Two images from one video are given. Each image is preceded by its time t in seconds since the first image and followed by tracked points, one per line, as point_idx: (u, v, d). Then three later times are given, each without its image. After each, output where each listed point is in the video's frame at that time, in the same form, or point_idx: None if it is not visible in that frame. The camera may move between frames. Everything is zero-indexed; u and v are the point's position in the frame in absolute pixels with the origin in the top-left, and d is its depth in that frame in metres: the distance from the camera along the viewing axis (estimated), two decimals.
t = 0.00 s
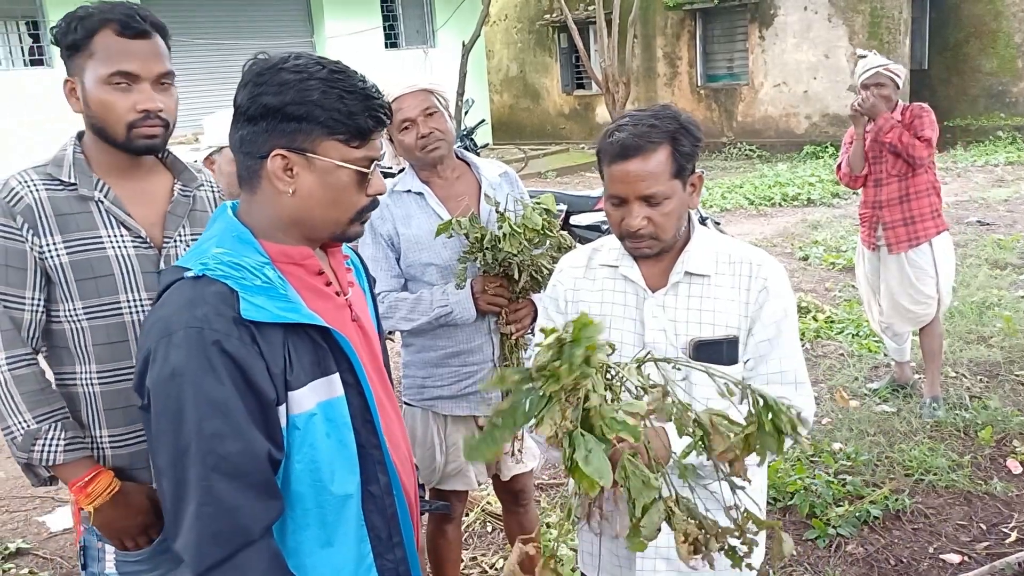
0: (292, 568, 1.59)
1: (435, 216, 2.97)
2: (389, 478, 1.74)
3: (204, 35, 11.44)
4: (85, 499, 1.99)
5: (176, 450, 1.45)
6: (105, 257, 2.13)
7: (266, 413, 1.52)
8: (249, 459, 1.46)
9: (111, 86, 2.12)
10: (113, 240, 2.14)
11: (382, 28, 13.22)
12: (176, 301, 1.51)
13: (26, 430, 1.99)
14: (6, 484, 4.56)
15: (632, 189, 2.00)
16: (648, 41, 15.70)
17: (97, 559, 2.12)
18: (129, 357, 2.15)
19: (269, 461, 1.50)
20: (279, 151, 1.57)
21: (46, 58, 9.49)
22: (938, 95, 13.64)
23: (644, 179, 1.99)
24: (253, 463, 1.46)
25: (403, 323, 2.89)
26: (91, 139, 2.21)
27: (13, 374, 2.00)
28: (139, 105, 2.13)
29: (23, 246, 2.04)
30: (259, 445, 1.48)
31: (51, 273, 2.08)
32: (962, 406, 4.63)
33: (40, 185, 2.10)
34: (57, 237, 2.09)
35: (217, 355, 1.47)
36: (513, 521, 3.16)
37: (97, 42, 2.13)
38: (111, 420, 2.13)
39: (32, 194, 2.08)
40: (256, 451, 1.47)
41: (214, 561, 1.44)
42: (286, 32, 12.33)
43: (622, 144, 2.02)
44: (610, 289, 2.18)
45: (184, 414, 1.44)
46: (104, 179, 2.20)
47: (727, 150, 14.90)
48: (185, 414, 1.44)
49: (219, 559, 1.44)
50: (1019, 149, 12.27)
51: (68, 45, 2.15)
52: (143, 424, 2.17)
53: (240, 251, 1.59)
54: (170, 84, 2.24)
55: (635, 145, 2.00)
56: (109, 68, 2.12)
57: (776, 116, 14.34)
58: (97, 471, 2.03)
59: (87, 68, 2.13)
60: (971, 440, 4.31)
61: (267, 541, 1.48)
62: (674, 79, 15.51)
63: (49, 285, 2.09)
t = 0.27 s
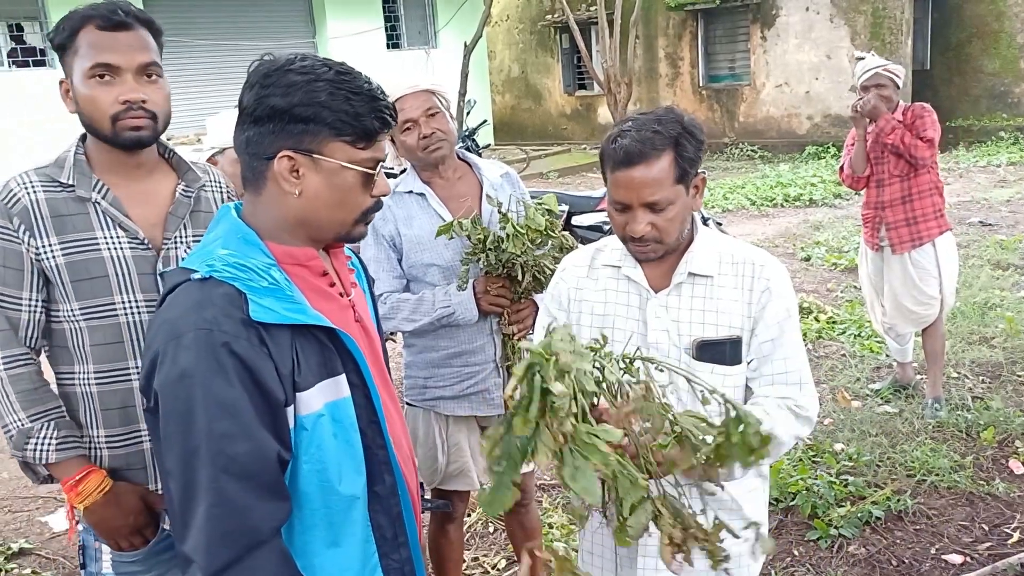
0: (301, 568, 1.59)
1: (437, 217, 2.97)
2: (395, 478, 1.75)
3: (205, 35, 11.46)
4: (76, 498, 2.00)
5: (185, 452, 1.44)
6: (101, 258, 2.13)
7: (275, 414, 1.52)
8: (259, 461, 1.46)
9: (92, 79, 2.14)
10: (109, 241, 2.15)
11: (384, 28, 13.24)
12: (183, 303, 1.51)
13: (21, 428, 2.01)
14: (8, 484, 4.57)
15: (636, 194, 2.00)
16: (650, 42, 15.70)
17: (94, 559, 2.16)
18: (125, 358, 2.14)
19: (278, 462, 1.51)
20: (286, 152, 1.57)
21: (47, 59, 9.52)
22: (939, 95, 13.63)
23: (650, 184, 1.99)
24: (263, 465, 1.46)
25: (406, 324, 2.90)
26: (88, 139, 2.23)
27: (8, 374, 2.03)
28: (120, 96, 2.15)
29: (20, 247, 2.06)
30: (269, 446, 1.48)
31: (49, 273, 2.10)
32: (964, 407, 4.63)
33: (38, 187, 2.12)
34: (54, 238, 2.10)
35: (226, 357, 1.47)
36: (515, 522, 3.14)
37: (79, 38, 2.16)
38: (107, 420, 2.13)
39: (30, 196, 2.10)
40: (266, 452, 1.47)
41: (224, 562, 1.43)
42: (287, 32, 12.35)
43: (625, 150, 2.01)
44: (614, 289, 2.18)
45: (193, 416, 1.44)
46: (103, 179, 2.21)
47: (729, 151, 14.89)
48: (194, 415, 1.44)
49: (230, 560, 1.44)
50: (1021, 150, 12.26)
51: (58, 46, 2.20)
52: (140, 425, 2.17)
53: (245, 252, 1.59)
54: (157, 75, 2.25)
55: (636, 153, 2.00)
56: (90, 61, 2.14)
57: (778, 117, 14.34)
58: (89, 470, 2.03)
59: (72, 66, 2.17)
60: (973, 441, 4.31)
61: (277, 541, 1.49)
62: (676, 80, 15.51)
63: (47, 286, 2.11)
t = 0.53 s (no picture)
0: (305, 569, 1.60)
1: (438, 217, 2.98)
2: (397, 478, 1.75)
3: (207, 36, 11.47)
4: (77, 497, 2.02)
5: (190, 453, 1.44)
6: (102, 259, 2.14)
7: (279, 415, 1.53)
8: (264, 462, 1.46)
9: (90, 78, 2.16)
10: (110, 242, 2.15)
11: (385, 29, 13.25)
12: (187, 305, 1.51)
13: (22, 428, 2.03)
14: (10, 484, 4.57)
15: (638, 206, 2.00)
16: (652, 42, 15.71)
17: (96, 559, 2.17)
18: (126, 358, 2.15)
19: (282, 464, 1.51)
20: (288, 153, 1.57)
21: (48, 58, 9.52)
22: (941, 95, 13.62)
23: (650, 192, 1.99)
24: (267, 466, 1.47)
25: (408, 325, 2.89)
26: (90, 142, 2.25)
27: (10, 374, 2.04)
28: (117, 94, 2.16)
29: (21, 248, 2.07)
30: (273, 447, 1.48)
31: (51, 274, 2.11)
32: (965, 408, 4.63)
33: (40, 188, 2.12)
34: (55, 239, 2.11)
35: (231, 359, 1.47)
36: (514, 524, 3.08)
37: (78, 38, 2.19)
38: (108, 420, 2.14)
39: (32, 197, 2.11)
40: (270, 453, 1.47)
41: (230, 564, 1.44)
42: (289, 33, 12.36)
43: (622, 163, 2.01)
44: (615, 291, 2.18)
45: (198, 417, 1.44)
46: (103, 178, 2.22)
47: (730, 151, 14.89)
48: (199, 417, 1.44)
49: (236, 561, 1.44)
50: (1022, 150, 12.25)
51: (59, 47, 2.23)
52: (141, 425, 2.17)
53: (248, 254, 1.60)
54: (155, 73, 2.26)
55: (632, 166, 2.00)
56: (88, 61, 2.16)
57: (779, 117, 14.34)
58: (89, 469, 2.05)
59: (71, 65, 2.19)
60: (974, 442, 4.31)
61: (281, 543, 1.49)
62: (677, 80, 15.51)
63: (50, 286, 2.12)
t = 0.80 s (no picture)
0: (305, 570, 1.59)
1: (440, 217, 2.98)
2: (398, 480, 1.75)
3: (208, 37, 11.47)
4: (80, 496, 2.03)
5: (190, 453, 1.44)
6: (105, 258, 2.15)
7: (279, 415, 1.53)
8: (264, 462, 1.46)
9: (92, 78, 2.16)
10: (114, 241, 2.16)
11: (386, 29, 13.26)
12: (187, 306, 1.50)
13: (25, 426, 2.04)
14: (12, 485, 4.57)
15: (635, 200, 2.00)
16: (653, 43, 15.72)
17: (99, 558, 2.17)
18: (130, 357, 2.16)
19: (282, 464, 1.51)
20: (288, 154, 1.57)
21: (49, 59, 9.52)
22: (943, 95, 13.61)
23: (648, 189, 1.99)
24: (268, 466, 1.47)
25: (410, 326, 2.91)
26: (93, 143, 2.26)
27: (14, 373, 2.05)
28: (119, 93, 2.16)
29: (26, 247, 2.08)
30: (274, 448, 1.48)
31: (55, 273, 2.11)
32: (967, 408, 4.63)
33: (44, 187, 2.13)
34: (60, 238, 2.12)
35: (231, 360, 1.47)
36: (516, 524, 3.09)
37: (79, 39, 2.19)
38: (111, 420, 2.15)
39: (36, 196, 2.11)
40: (271, 454, 1.47)
41: (231, 564, 1.44)
42: (290, 33, 12.36)
43: (621, 155, 2.01)
44: (616, 292, 2.18)
45: (199, 419, 1.44)
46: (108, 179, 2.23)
47: (731, 152, 14.89)
48: (200, 418, 1.44)
49: (237, 561, 1.44)
50: None
51: (62, 48, 2.23)
52: (144, 425, 2.18)
53: (248, 254, 1.60)
54: (156, 71, 2.25)
55: (632, 159, 2.00)
56: (89, 60, 2.17)
57: (780, 118, 14.33)
58: (93, 468, 2.06)
59: (74, 66, 2.19)
60: (975, 442, 4.31)
61: (282, 544, 1.49)
62: (678, 81, 15.51)
63: (53, 285, 2.13)
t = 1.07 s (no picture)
0: (305, 570, 1.60)
1: (442, 218, 2.98)
2: (398, 480, 1.75)
3: (210, 38, 11.49)
4: (84, 495, 2.04)
5: (189, 454, 1.44)
6: (109, 258, 2.16)
7: (279, 415, 1.53)
8: (264, 463, 1.46)
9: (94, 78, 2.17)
10: (118, 241, 2.17)
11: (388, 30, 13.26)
12: (187, 306, 1.51)
13: (29, 426, 2.04)
14: (14, 485, 4.58)
15: (635, 187, 2.01)
16: (654, 43, 15.72)
17: (101, 558, 2.17)
18: (133, 357, 2.17)
19: (282, 465, 1.51)
20: (289, 154, 1.57)
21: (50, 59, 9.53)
22: (944, 96, 13.60)
23: (649, 180, 2.00)
24: (268, 466, 1.47)
25: (411, 328, 2.91)
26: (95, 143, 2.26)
27: (17, 373, 2.06)
28: (123, 92, 2.17)
29: (30, 247, 2.09)
30: (274, 448, 1.48)
31: (58, 273, 2.12)
32: (968, 409, 4.62)
33: (48, 187, 2.14)
34: (63, 238, 2.13)
35: (231, 360, 1.47)
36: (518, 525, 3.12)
37: (82, 40, 2.19)
38: (114, 419, 2.15)
39: (40, 196, 2.12)
40: (271, 454, 1.47)
41: (230, 564, 1.44)
42: (291, 34, 12.37)
43: (626, 143, 2.04)
44: (615, 292, 2.18)
45: (199, 419, 1.44)
46: (110, 179, 2.23)
47: (733, 153, 14.88)
48: (199, 418, 1.44)
49: (235, 562, 1.44)
50: None
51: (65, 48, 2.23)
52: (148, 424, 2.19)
53: (249, 255, 1.60)
54: (158, 70, 2.25)
55: (637, 146, 2.02)
56: (91, 60, 2.17)
57: (782, 119, 14.33)
58: (96, 467, 2.07)
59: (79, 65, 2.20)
60: (977, 443, 4.30)
61: (281, 544, 1.50)
62: (680, 81, 15.51)
63: (57, 285, 2.14)
